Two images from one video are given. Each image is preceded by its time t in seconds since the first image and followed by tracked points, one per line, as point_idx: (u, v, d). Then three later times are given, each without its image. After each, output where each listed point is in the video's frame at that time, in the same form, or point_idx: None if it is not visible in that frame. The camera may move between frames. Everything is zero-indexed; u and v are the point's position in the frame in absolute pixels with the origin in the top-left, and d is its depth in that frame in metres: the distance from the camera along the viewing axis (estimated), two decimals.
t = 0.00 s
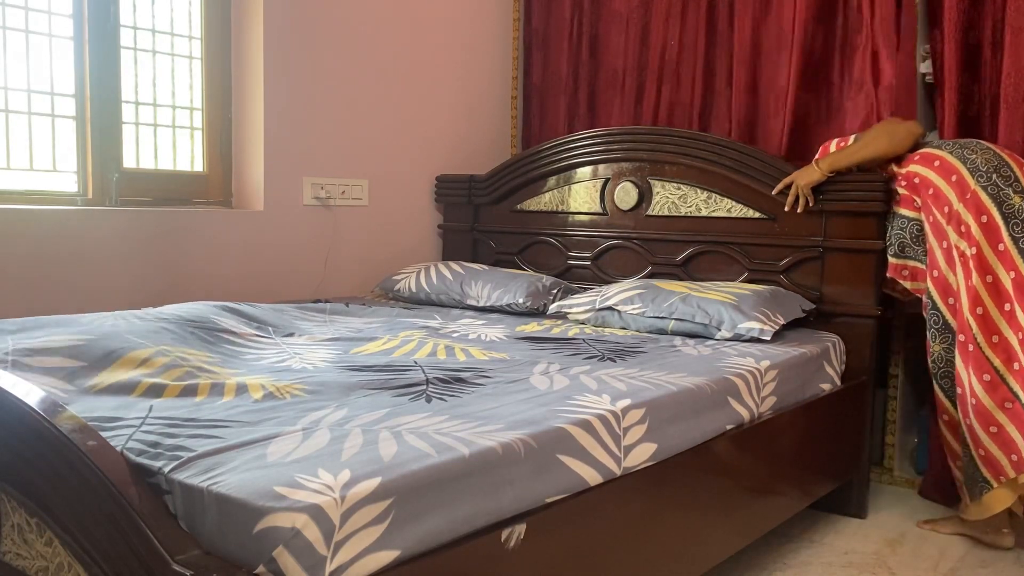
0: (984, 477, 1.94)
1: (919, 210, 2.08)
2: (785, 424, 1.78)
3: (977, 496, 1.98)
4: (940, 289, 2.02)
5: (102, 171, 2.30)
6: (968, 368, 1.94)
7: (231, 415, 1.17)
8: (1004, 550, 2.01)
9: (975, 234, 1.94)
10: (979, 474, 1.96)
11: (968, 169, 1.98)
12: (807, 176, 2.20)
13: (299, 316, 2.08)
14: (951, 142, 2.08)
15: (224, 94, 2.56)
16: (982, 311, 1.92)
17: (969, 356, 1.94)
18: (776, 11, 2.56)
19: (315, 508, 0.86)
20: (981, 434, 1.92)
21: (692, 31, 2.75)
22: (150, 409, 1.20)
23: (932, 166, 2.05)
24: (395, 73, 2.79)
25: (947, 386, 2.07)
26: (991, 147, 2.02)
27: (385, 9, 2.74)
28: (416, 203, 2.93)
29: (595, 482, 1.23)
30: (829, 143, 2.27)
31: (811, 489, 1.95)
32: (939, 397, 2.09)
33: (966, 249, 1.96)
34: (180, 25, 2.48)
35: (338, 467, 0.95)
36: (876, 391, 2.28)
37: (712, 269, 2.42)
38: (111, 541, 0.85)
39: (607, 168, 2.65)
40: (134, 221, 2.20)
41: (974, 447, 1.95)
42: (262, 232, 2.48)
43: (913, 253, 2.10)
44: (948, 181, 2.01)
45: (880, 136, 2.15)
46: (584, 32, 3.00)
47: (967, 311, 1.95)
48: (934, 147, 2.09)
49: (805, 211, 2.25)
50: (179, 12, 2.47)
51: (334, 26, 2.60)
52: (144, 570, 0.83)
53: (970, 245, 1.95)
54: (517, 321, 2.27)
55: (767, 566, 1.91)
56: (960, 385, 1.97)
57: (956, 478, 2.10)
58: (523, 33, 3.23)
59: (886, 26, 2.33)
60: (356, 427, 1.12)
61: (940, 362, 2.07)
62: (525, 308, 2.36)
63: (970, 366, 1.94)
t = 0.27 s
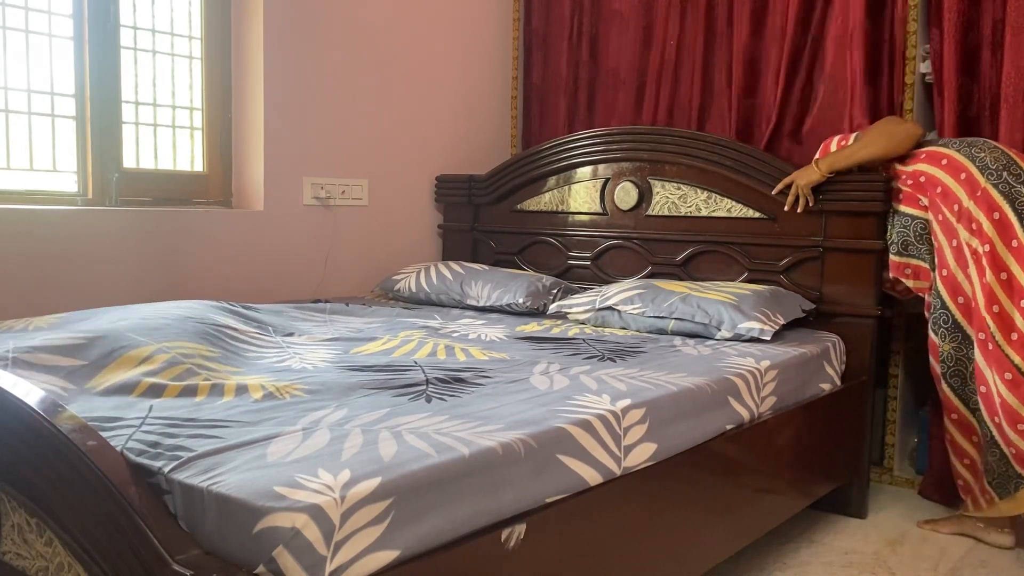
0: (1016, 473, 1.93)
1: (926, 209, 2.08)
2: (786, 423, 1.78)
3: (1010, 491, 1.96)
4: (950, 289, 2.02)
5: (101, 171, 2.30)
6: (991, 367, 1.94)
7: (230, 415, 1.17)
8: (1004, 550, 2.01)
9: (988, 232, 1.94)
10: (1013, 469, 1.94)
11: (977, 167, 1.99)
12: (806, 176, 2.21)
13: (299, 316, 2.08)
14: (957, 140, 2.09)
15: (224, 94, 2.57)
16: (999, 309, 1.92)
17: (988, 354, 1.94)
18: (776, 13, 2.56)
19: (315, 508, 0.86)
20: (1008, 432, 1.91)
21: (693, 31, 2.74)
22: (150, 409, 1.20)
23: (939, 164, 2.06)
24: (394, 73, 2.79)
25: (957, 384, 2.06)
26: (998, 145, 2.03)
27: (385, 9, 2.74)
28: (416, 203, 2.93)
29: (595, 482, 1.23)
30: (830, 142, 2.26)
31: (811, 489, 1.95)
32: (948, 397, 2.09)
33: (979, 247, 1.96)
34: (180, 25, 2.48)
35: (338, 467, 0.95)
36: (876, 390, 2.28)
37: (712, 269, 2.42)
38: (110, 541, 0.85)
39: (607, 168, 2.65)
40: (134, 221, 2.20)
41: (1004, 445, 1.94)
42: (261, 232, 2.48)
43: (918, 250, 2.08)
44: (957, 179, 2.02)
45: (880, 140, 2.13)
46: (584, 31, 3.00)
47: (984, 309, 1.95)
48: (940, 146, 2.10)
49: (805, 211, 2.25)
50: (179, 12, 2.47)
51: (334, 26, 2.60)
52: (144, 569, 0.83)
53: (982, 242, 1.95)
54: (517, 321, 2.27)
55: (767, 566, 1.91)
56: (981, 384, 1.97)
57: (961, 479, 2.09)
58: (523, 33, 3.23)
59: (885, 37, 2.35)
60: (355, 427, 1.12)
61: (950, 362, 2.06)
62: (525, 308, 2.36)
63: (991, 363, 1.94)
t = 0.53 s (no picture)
0: None
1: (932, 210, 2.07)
2: (786, 423, 1.78)
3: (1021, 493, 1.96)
4: (957, 292, 2.02)
5: (101, 171, 2.30)
6: (1003, 371, 1.94)
7: (231, 415, 1.17)
8: (1004, 550, 2.02)
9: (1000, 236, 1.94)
10: None
11: (987, 170, 1.98)
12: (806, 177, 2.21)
13: (299, 316, 2.08)
14: (962, 140, 2.08)
15: (224, 94, 2.57)
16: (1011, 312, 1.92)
17: (999, 357, 1.95)
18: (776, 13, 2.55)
19: (315, 508, 0.86)
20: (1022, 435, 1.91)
21: (693, 31, 2.74)
22: (150, 409, 1.20)
23: (948, 165, 2.05)
24: (394, 73, 2.79)
25: (960, 388, 2.06)
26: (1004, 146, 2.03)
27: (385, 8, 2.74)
28: (416, 203, 2.93)
29: (595, 482, 1.23)
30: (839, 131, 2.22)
31: (810, 489, 1.95)
32: (952, 400, 2.09)
33: (990, 250, 1.96)
34: (180, 25, 2.48)
35: (338, 467, 0.95)
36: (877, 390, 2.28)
37: (713, 269, 2.42)
38: (110, 541, 0.85)
39: (607, 168, 2.65)
40: (134, 221, 2.20)
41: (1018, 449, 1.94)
42: (261, 232, 2.48)
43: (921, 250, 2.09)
44: (966, 181, 2.01)
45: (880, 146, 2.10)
46: (584, 31, 3.00)
47: (995, 313, 1.95)
48: (948, 143, 2.08)
49: (805, 211, 2.25)
50: (179, 12, 2.47)
51: (334, 26, 2.60)
52: (144, 570, 0.83)
53: (993, 246, 1.95)
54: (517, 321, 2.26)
55: (767, 566, 1.91)
56: (992, 387, 1.97)
57: (965, 480, 2.08)
58: (523, 33, 3.23)
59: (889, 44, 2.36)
60: (355, 427, 1.12)
61: (954, 364, 2.06)
62: (525, 308, 2.36)
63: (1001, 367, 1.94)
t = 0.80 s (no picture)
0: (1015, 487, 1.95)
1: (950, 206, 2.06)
2: (786, 423, 1.78)
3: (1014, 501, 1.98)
4: (969, 293, 2.02)
5: (101, 170, 2.30)
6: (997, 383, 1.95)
7: (230, 415, 1.17)
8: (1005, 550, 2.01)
9: (1010, 249, 1.92)
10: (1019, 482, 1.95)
11: (1011, 178, 1.95)
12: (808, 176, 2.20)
13: (299, 316, 2.08)
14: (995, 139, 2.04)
15: (224, 94, 2.57)
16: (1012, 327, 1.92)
17: (998, 368, 1.94)
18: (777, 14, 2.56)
19: (315, 508, 0.86)
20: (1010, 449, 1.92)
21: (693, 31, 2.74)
22: (150, 409, 1.20)
23: (974, 167, 2.01)
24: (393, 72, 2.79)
25: (966, 392, 2.06)
26: None
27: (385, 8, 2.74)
28: (416, 203, 2.93)
29: (595, 482, 1.23)
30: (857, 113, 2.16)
31: (810, 489, 1.95)
32: (958, 403, 2.08)
33: (998, 261, 1.94)
34: (180, 25, 2.48)
35: (338, 467, 0.95)
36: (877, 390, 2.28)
37: (713, 269, 2.42)
38: (111, 541, 0.85)
39: (607, 168, 2.65)
40: (134, 221, 2.20)
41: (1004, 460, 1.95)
42: (261, 232, 2.48)
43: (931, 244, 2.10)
44: (989, 186, 1.98)
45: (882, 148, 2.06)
46: (584, 31, 3.00)
47: (998, 325, 1.94)
48: (978, 142, 2.03)
49: (805, 211, 2.25)
50: (179, 12, 2.47)
51: (334, 26, 2.60)
52: (144, 569, 0.83)
53: (1003, 258, 1.93)
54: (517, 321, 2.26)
55: (767, 566, 1.91)
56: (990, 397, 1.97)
57: (965, 481, 2.10)
58: (523, 33, 3.23)
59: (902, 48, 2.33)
60: (355, 427, 1.12)
61: (961, 367, 2.05)
62: (525, 308, 2.36)
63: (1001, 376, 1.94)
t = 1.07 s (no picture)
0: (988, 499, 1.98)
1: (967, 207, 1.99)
2: (786, 423, 1.78)
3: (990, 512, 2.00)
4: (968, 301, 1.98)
5: (101, 170, 2.30)
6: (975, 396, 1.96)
7: (230, 415, 1.17)
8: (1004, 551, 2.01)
9: (1003, 275, 1.87)
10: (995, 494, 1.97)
11: None
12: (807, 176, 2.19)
13: (299, 316, 2.08)
14: None
15: (224, 94, 2.56)
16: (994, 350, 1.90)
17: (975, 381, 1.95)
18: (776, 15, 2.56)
19: (315, 508, 0.86)
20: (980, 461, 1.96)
21: (693, 31, 2.74)
22: (150, 409, 1.20)
23: (994, 179, 1.91)
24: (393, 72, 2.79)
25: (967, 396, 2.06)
26: None
27: (385, 8, 2.74)
28: (416, 203, 2.93)
29: (595, 482, 1.23)
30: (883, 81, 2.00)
31: (811, 489, 1.95)
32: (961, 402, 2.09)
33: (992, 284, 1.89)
34: (180, 25, 2.48)
35: (338, 467, 0.95)
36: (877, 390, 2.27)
37: (713, 269, 2.42)
38: (111, 541, 0.85)
39: (607, 168, 2.65)
40: (134, 221, 2.19)
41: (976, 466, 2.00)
42: (261, 231, 2.48)
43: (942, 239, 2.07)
44: (1004, 205, 1.89)
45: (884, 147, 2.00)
46: (584, 31, 3.00)
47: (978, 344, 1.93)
48: (1007, 150, 1.91)
49: (805, 211, 2.25)
50: (179, 12, 2.47)
51: (334, 26, 2.60)
52: (144, 569, 0.83)
53: (997, 282, 1.88)
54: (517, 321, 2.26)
55: (767, 566, 1.91)
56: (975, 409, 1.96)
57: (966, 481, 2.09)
58: (523, 32, 3.23)
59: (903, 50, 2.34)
60: (355, 427, 1.12)
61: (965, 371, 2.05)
62: (525, 308, 2.36)
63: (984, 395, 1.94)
